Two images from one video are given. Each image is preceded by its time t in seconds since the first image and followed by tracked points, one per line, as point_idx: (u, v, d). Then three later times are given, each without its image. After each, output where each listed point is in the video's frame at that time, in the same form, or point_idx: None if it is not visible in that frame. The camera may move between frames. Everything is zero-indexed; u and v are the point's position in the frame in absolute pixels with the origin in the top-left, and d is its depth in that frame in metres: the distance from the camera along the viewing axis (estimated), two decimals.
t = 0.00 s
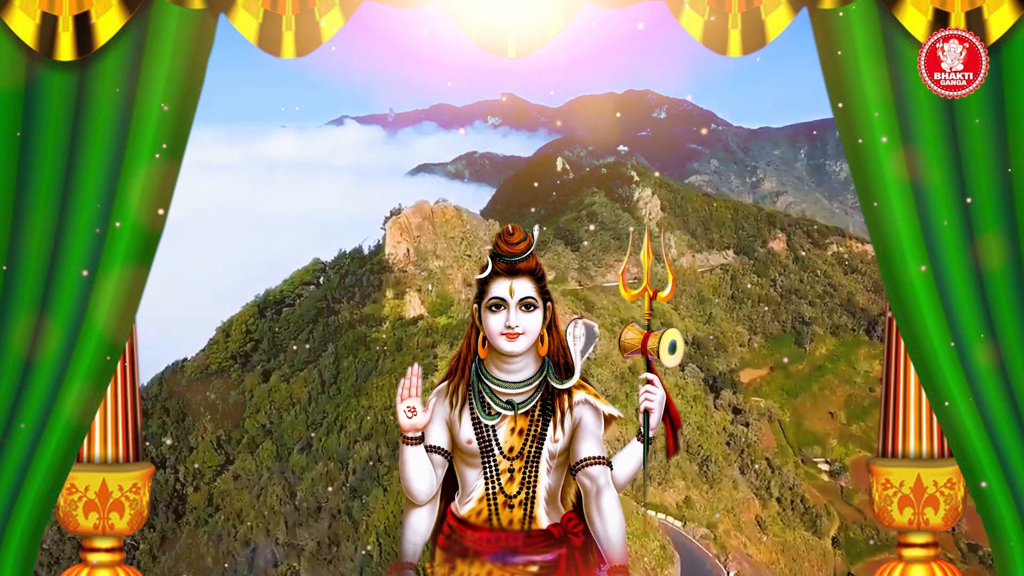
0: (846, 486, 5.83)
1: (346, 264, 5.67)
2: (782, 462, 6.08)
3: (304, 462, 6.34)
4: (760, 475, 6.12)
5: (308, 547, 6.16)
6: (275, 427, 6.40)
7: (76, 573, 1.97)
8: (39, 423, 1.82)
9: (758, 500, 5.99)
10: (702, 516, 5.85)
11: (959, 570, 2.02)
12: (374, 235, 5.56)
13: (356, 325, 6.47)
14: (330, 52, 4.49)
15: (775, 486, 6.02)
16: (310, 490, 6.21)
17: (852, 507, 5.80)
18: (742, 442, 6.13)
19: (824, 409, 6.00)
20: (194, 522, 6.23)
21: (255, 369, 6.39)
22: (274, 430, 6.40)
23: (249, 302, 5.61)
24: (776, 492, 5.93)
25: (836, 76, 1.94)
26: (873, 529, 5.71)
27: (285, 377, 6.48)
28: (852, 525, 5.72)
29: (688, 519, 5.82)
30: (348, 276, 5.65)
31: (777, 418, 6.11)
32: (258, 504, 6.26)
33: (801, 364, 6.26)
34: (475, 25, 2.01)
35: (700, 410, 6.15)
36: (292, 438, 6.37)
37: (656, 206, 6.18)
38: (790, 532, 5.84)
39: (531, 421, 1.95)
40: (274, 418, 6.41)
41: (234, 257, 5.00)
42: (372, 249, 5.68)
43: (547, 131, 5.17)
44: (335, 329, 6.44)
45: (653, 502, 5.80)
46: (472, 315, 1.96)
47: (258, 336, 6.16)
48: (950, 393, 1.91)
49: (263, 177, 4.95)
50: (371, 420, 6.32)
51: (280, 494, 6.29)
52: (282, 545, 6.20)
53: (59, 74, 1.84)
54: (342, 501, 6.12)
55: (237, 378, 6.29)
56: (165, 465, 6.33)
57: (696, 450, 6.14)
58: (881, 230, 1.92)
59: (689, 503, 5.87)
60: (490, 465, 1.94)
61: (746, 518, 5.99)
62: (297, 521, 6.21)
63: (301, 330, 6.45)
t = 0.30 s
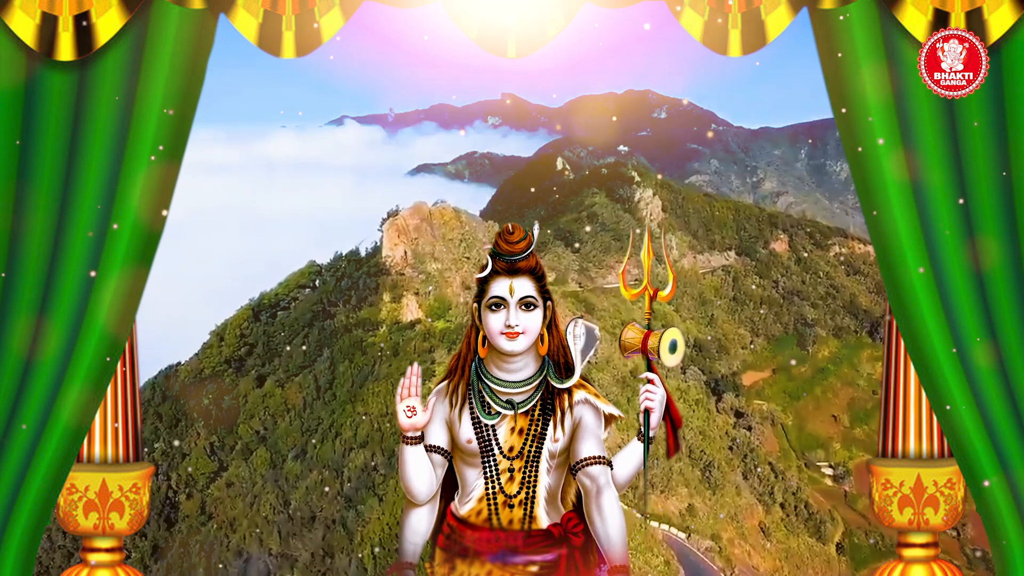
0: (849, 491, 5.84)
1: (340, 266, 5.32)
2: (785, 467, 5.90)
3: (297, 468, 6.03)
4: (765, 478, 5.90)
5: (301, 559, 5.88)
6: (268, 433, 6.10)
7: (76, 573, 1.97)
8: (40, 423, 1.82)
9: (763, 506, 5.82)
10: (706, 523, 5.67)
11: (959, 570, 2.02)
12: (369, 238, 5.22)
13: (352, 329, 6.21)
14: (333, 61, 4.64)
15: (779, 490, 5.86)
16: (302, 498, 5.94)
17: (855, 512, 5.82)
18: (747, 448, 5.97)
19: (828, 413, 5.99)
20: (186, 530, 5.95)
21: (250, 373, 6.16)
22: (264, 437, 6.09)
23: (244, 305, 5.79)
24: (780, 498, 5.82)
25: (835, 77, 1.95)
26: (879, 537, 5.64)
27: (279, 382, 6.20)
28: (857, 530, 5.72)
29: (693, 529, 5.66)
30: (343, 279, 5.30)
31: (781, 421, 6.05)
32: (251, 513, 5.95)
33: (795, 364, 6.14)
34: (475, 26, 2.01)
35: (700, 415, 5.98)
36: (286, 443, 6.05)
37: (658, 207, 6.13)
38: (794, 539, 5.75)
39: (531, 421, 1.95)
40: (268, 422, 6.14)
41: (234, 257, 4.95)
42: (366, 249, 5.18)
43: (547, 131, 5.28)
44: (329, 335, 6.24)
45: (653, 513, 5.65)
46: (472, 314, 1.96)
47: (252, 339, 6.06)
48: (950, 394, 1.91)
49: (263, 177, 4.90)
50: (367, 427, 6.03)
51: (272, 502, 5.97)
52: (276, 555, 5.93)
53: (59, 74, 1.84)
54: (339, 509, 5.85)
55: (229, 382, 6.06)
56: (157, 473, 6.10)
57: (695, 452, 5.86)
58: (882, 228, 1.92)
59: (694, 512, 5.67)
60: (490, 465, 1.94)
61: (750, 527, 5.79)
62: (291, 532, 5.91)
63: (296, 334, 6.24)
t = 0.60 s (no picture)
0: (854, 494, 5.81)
1: (337, 270, 5.50)
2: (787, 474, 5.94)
3: (289, 476, 5.99)
4: (766, 482, 5.95)
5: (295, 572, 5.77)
6: (261, 440, 6.08)
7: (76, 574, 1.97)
8: (40, 423, 1.82)
9: (766, 512, 5.81)
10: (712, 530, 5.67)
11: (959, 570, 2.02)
12: (368, 239, 5.47)
13: (348, 334, 6.23)
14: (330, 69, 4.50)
15: (783, 497, 5.88)
16: (298, 508, 5.98)
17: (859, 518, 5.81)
18: (749, 450, 6.01)
19: (830, 416, 6.02)
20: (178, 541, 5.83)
21: (243, 379, 6.15)
22: (258, 442, 6.07)
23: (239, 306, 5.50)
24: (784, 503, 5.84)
25: (835, 77, 1.95)
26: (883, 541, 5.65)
27: (274, 388, 6.20)
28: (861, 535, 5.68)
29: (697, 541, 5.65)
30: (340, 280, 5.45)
31: (782, 425, 6.06)
32: (243, 523, 5.87)
33: (802, 368, 6.14)
34: (475, 26, 2.01)
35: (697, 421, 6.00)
36: (279, 453, 6.04)
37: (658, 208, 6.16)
38: (796, 547, 5.77)
39: (531, 420, 1.95)
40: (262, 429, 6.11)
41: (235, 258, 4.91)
42: (364, 252, 5.46)
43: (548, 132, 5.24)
44: (324, 338, 6.25)
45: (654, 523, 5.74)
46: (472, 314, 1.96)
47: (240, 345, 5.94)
48: (950, 394, 1.91)
49: (268, 172, 4.95)
50: (362, 435, 6.09)
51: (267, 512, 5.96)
52: (269, 567, 5.85)
53: (59, 74, 1.84)
54: (335, 518, 5.84)
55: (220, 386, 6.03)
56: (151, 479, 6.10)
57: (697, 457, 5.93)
58: (884, 228, 1.92)
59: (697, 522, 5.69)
60: (490, 465, 1.94)
61: (753, 535, 5.76)
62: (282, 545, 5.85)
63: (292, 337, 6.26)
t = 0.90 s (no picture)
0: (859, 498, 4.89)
1: (333, 270, 4.72)
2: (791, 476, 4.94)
3: (278, 469, 4.88)
4: (768, 486, 4.93)
5: None
6: (257, 447, 4.89)
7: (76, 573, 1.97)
8: (40, 423, 1.82)
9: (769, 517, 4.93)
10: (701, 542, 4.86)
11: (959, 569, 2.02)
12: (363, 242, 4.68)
13: (344, 338, 4.91)
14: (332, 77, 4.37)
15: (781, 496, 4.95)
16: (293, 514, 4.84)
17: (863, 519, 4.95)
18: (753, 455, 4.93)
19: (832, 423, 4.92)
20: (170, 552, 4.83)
21: (228, 383, 4.91)
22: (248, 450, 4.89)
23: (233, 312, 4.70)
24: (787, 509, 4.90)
25: (836, 76, 1.94)
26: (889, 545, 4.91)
27: (261, 393, 4.94)
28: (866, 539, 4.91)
29: (701, 552, 4.86)
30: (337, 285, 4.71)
31: (785, 428, 4.93)
32: (237, 531, 4.86)
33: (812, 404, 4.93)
34: (475, 25, 2.01)
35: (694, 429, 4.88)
36: (272, 454, 4.89)
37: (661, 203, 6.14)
38: (788, 547, 4.94)
39: (531, 419, 1.95)
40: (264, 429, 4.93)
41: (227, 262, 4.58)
42: (360, 256, 4.70)
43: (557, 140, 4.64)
44: (315, 341, 4.95)
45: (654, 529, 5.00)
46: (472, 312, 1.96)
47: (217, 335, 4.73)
48: (950, 395, 1.91)
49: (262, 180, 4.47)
50: (364, 440, 4.84)
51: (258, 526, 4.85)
52: None
53: (59, 74, 1.84)
54: (330, 527, 4.80)
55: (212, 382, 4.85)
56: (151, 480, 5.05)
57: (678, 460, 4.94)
58: (884, 228, 1.92)
59: (700, 531, 4.85)
60: (489, 464, 1.94)
61: (753, 539, 4.91)
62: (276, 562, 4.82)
63: (282, 340, 4.92)
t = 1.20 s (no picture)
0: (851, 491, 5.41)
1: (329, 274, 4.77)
2: (795, 483, 5.44)
3: (274, 470, 5.13)
4: (770, 491, 5.49)
5: None
6: (257, 449, 5.19)
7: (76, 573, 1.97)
8: (40, 423, 1.82)
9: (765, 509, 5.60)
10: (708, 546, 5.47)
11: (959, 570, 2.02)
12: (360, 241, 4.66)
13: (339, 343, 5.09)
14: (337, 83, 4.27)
15: (786, 498, 5.56)
16: (291, 520, 5.07)
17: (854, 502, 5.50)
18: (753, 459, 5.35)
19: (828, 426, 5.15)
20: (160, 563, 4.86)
21: (224, 384, 5.24)
22: (246, 453, 5.16)
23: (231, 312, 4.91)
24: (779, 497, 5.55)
25: (835, 76, 1.94)
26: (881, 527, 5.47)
27: (254, 401, 5.22)
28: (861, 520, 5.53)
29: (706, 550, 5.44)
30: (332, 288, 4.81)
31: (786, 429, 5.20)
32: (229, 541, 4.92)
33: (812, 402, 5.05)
34: (475, 26, 2.01)
35: (693, 446, 5.34)
36: (268, 457, 5.16)
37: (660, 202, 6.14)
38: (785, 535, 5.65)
39: (531, 419, 1.95)
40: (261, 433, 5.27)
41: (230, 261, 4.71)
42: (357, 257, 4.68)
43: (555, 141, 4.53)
44: (308, 339, 5.05)
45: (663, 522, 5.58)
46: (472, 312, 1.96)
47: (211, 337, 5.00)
48: (950, 394, 1.91)
49: (258, 179, 4.48)
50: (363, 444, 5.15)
51: (256, 529, 4.99)
52: None
53: (59, 74, 1.84)
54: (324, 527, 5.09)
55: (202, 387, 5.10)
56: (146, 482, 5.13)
57: (682, 471, 5.50)
58: (884, 228, 1.92)
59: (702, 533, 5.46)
60: (489, 464, 1.94)
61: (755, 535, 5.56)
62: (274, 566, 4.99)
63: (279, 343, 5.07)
